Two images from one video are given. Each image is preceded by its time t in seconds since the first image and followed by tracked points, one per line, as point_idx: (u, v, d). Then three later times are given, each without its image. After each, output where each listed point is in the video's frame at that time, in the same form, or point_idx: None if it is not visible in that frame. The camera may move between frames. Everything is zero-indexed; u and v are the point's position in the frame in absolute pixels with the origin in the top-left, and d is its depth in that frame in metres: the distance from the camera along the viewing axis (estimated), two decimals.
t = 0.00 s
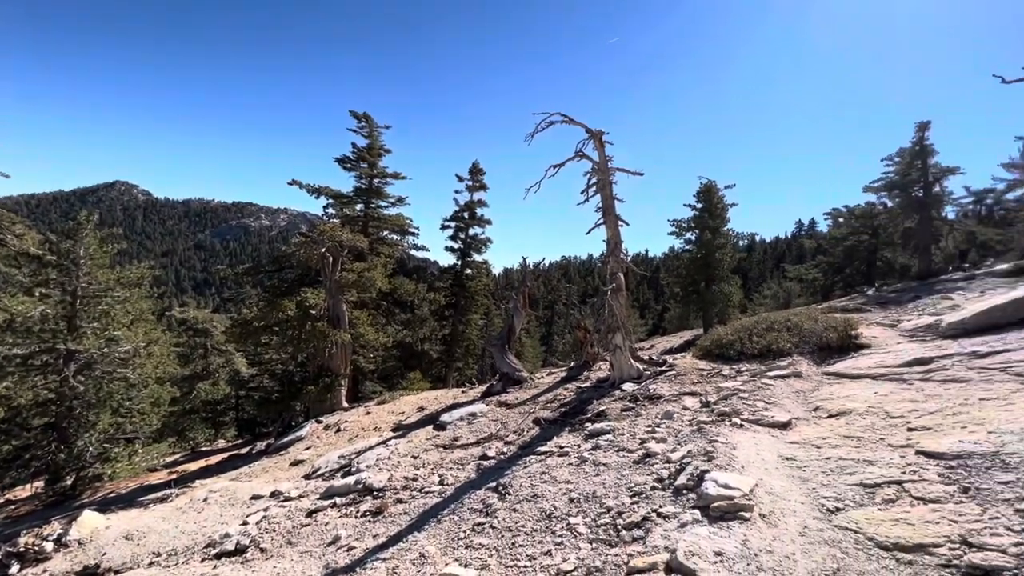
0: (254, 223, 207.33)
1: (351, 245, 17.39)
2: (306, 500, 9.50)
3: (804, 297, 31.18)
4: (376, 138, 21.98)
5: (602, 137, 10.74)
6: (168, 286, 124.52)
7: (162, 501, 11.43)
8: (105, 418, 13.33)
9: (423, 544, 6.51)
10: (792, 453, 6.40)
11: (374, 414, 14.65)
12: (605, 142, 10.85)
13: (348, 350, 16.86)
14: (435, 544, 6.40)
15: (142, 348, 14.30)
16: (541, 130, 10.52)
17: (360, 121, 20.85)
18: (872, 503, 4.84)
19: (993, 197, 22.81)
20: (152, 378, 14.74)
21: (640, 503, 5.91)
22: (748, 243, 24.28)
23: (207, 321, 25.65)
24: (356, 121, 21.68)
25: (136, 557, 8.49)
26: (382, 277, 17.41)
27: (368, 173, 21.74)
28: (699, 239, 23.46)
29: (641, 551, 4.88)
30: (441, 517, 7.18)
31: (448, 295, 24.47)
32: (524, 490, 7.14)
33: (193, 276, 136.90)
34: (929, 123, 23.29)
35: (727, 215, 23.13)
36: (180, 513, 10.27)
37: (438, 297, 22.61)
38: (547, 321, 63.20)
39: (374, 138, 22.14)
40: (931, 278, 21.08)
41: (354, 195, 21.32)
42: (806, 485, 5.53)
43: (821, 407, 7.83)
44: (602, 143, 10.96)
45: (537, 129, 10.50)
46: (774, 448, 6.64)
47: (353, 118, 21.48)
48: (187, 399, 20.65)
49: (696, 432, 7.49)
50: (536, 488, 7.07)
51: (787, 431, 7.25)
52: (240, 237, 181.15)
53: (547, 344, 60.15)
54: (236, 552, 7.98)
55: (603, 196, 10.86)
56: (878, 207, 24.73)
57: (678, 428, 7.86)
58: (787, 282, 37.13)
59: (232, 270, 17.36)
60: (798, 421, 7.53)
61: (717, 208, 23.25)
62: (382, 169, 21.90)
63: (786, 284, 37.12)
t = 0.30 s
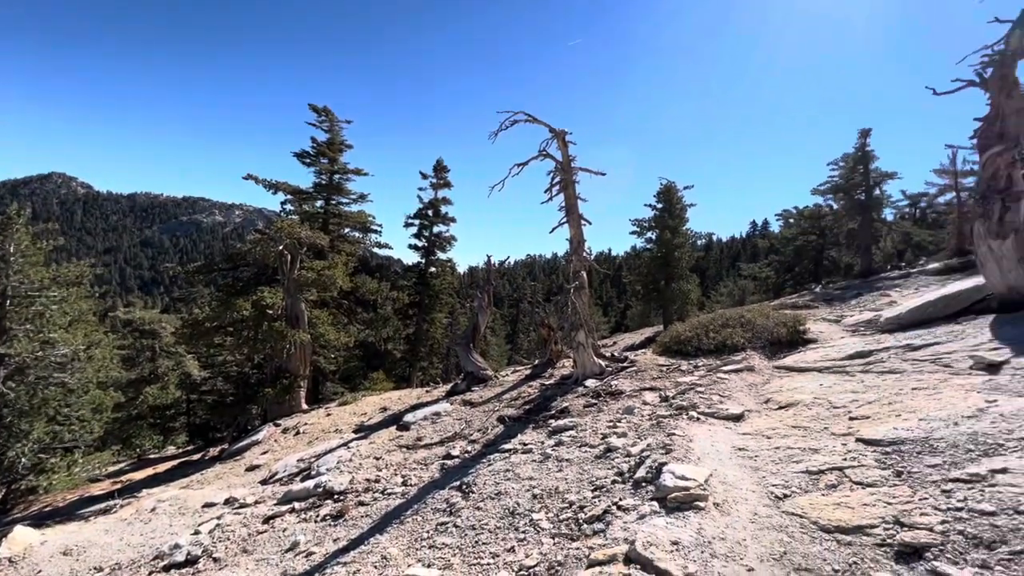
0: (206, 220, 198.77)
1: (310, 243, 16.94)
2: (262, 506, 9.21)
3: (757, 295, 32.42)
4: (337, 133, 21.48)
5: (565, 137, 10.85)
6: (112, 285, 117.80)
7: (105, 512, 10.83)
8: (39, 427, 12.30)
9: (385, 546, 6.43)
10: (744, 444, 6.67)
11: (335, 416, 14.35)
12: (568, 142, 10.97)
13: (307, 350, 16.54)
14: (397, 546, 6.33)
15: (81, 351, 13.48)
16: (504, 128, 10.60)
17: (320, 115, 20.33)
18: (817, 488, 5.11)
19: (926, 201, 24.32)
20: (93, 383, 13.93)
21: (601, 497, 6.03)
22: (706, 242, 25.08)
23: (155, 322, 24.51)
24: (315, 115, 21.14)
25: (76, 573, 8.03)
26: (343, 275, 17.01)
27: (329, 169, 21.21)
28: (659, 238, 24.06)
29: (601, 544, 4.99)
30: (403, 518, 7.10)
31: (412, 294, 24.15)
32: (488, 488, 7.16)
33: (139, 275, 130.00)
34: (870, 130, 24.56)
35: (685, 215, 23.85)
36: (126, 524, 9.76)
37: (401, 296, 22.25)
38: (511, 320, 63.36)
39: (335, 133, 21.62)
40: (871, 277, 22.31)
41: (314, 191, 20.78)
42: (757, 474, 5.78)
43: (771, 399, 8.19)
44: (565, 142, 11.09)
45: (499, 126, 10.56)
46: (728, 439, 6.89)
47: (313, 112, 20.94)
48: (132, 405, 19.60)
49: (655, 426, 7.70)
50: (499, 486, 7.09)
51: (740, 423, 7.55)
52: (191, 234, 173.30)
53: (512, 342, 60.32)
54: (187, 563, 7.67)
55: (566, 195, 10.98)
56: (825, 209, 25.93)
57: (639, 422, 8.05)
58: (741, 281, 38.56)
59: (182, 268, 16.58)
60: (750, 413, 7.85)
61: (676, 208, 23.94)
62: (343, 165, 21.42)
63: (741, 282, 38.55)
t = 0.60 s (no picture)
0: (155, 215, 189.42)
1: (268, 240, 16.40)
2: (217, 514, 8.88)
3: (715, 292, 33.44)
4: (296, 126, 20.85)
5: (529, 136, 10.90)
6: (50, 285, 110.72)
7: (43, 527, 10.20)
8: None
9: (347, 549, 6.33)
10: (701, 436, 6.90)
11: (295, 419, 13.97)
12: (533, 141, 11.03)
13: (265, 350, 16.07)
14: (360, 549, 6.24)
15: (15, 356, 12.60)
16: (469, 126, 10.20)
17: (278, 108, 19.68)
18: (767, 476, 5.35)
19: (870, 203, 25.65)
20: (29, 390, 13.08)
21: (564, 492, 6.11)
22: (667, 241, 25.70)
23: (99, 324, 23.20)
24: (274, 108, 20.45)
25: None
26: (303, 274, 16.55)
27: (287, 163, 20.58)
28: (622, 237, 24.52)
29: (563, 538, 5.07)
30: (366, 520, 7.01)
31: (376, 292, 23.74)
32: (453, 487, 7.14)
33: (82, 274, 122.73)
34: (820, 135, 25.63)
35: (648, 215, 24.36)
36: (67, 539, 9.22)
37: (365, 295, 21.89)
38: (477, 318, 63.20)
39: (294, 127, 20.98)
40: (820, 275, 23.39)
41: (272, 187, 20.14)
42: (712, 464, 5.99)
43: (727, 392, 8.50)
44: (530, 141, 11.14)
45: (464, 124, 10.17)
46: (687, 432, 7.12)
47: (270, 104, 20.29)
48: (74, 411, 18.51)
49: (617, 421, 7.86)
50: (464, 484, 7.09)
51: (698, 416, 7.80)
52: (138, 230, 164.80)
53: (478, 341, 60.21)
54: None
55: (530, 194, 11.04)
56: (778, 210, 26.97)
57: (602, 418, 8.20)
58: (701, 279, 39.74)
59: (128, 266, 15.76)
60: (708, 407, 8.12)
61: (639, 208, 24.42)
62: (303, 160, 20.83)
63: (700, 280, 39.71)
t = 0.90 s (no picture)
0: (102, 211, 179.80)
1: (226, 238, 15.83)
2: (171, 523, 8.53)
3: (679, 290, 34.27)
4: (256, 120, 20.21)
5: (496, 134, 10.90)
6: None
7: None
8: None
9: (309, 554, 6.20)
10: (664, 430, 7.08)
11: (255, 422, 13.55)
12: (500, 139, 11.03)
13: (223, 352, 15.51)
14: (323, 553, 6.12)
15: None
16: (436, 123, 10.82)
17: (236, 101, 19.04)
18: (725, 467, 5.54)
19: (822, 204, 26.79)
20: None
21: (530, 488, 6.16)
22: (633, 240, 26.15)
23: (40, 326, 21.87)
24: (232, 100, 19.79)
25: None
26: (263, 272, 16.01)
27: (247, 158, 19.91)
28: (588, 236, 24.83)
29: (529, 533, 5.13)
30: (330, 524, 6.88)
31: (340, 292, 23.26)
32: (419, 487, 7.08)
33: (21, 273, 115.36)
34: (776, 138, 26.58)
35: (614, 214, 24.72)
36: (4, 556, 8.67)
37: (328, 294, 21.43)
38: (446, 317, 62.75)
39: (253, 120, 20.32)
40: (776, 273, 24.30)
41: (230, 182, 19.47)
42: (674, 457, 6.16)
43: (689, 387, 8.74)
44: (497, 139, 11.13)
45: (431, 121, 10.79)
46: (650, 426, 7.29)
47: (228, 96, 19.62)
48: (11, 419, 17.43)
49: (583, 417, 7.97)
50: (431, 484, 7.05)
51: (661, 411, 7.99)
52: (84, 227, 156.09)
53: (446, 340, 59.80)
54: None
55: (497, 192, 11.04)
56: (737, 210, 27.85)
57: (568, 414, 8.29)
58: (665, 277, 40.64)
59: (73, 264, 14.93)
60: (670, 401, 8.33)
61: (605, 207, 24.74)
62: (263, 154, 20.20)
63: (665, 278, 40.60)
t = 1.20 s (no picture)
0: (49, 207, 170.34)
1: (184, 235, 15.23)
2: (125, 534, 8.17)
3: (646, 289, 34.91)
4: (216, 113, 19.53)
5: (466, 132, 10.85)
6: None
7: None
8: None
9: (273, 561, 6.05)
10: (631, 426, 7.21)
11: (216, 427, 13.12)
12: (470, 137, 11.00)
13: (181, 354, 14.92)
14: (287, 560, 5.99)
15: None
16: (403, 120, 10.69)
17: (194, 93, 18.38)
18: (689, 460, 5.69)
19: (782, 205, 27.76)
20: None
21: (499, 487, 6.18)
22: (602, 240, 26.47)
23: None
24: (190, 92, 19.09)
25: None
26: (225, 272, 15.45)
27: (206, 153, 19.22)
28: (558, 235, 25.02)
29: (498, 531, 5.14)
30: (295, 529, 6.73)
31: (306, 291, 22.75)
32: (388, 489, 7.00)
33: None
34: (739, 141, 27.37)
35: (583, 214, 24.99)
36: None
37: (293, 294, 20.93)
38: (416, 317, 62.14)
39: (213, 114, 19.62)
40: (739, 271, 25.05)
41: (188, 177, 18.78)
42: (640, 452, 6.28)
43: (656, 383, 8.92)
44: (467, 137, 11.08)
45: (398, 118, 10.66)
46: (618, 422, 7.41)
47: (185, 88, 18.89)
48: None
49: (552, 414, 8.04)
50: (400, 485, 6.98)
51: (628, 407, 8.13)
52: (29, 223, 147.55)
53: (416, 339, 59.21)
54: None
55: (467, 190, 11.00)
56: (702, 211, 28.56)
57: (537, 412, 8.35)
58: (633, 275, 41.34)
59: (15, 263, 14.12)
60: (637, 397, 8.49)
61: (575, 207, 24.96)
62: (224, 149, 19.54)
63: (633, 277, 41.30)
